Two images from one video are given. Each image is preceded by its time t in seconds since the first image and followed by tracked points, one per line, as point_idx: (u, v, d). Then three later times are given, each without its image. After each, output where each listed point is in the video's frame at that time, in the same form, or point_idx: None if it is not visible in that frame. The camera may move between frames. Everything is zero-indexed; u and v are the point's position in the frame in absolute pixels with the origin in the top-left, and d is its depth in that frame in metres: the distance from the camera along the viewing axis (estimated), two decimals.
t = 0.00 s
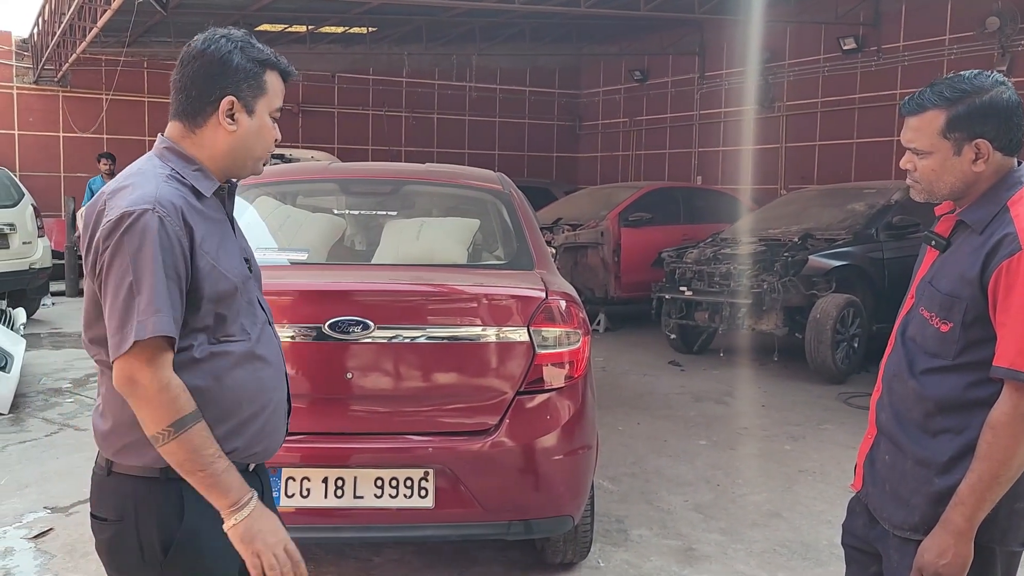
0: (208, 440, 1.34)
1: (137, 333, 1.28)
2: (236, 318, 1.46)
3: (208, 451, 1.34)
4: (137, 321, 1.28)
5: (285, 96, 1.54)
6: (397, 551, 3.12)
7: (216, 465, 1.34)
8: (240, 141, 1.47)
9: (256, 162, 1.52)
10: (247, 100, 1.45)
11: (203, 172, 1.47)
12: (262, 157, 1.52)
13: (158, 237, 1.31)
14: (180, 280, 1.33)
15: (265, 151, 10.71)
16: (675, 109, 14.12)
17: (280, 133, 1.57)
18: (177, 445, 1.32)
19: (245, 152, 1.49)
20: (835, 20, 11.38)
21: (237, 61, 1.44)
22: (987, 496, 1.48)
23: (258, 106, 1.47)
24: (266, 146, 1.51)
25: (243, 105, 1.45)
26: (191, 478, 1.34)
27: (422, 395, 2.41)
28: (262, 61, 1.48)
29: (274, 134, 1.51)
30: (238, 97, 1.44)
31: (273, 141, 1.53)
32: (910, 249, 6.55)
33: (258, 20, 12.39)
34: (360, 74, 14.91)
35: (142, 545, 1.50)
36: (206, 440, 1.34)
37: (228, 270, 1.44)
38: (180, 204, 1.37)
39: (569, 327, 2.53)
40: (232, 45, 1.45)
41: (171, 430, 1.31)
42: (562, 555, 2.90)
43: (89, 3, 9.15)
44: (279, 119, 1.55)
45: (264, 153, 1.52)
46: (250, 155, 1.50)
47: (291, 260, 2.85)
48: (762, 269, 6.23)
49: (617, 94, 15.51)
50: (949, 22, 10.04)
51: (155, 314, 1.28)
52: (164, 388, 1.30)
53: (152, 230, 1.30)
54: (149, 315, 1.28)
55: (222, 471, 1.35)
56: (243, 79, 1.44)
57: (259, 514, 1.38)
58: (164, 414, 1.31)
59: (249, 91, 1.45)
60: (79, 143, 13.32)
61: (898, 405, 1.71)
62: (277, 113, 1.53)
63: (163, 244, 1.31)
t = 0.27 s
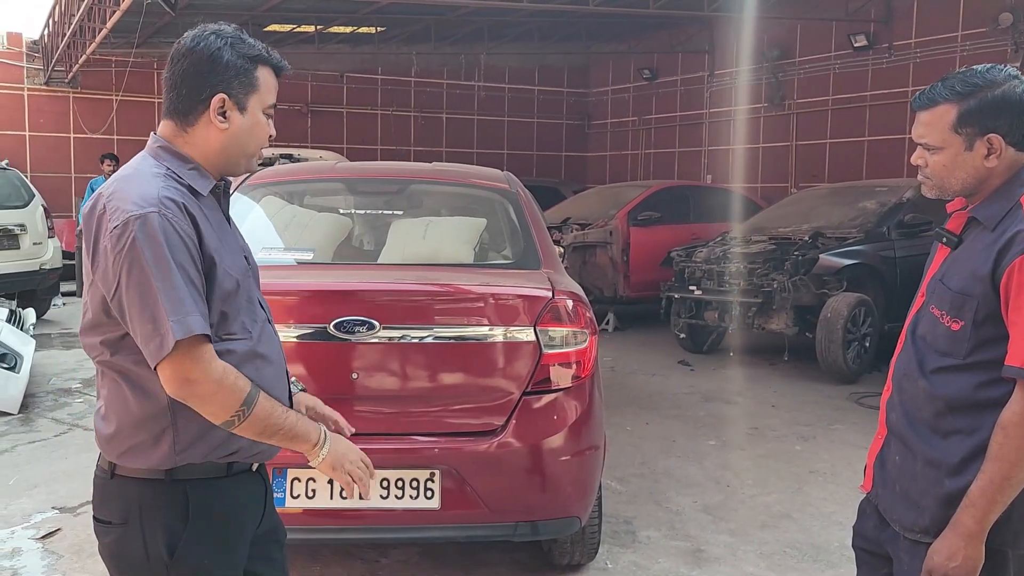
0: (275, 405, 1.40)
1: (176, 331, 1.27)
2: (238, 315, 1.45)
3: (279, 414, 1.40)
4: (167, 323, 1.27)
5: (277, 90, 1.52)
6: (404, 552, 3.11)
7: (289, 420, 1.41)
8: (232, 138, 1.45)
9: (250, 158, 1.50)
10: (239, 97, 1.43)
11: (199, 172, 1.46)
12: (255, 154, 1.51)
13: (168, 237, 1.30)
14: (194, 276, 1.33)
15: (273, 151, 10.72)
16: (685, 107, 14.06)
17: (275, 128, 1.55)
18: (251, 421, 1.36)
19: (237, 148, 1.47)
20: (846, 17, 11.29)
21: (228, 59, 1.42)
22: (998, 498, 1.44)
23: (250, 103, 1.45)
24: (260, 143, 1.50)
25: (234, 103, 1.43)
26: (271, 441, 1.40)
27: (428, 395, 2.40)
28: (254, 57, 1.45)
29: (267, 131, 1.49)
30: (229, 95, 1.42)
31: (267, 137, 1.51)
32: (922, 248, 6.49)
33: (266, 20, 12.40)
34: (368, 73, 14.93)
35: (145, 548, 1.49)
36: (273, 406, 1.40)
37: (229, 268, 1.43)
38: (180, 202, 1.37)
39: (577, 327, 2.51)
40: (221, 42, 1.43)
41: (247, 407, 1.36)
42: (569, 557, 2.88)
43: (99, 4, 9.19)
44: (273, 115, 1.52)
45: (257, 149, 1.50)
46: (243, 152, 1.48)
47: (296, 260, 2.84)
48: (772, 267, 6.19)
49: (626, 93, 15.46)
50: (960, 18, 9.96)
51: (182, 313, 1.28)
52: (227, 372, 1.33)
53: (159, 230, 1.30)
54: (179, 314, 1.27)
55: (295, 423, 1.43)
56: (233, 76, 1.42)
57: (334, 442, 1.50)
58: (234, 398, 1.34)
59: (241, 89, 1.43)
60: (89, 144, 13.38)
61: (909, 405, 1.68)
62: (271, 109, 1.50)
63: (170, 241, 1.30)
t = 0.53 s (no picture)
0: (224, 440, 1.34)
1: (139, 340, 1.26)
2: (227, 319, 1.44)
3: (225, 452, 1.34)
4: (138, 328, 1.26)
5: (268, 87, 1.50)
6: (406, 556, 3.09)
7: (232, 465, 1.35)
8: (223, 136, 1.44)
9: (244, 156, 1.48)
10: (229, 95, 1.42)
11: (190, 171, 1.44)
12: (249, 151, 1.49)
13: (148, 239, 1.28)
14: (171, 282, 1.30)
15: (280, 151, 10.73)
16: (692, 106, 14.01)
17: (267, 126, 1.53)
18: (193, 449, 1.31)
19: (229, 147, 1.45)
20: (855, 14, 11.22)
21: (216, 56, 1.41)
22: (1007, 504, 1.39)
23: (241, 101, 1.44)
24: (252, 139, 1.48)
25: (224, 101, 1.42)
26: (206, 477, 1.34)
27: (429, 397, 2.37)
28: (242, 54, 1.44)
29: (258, 127, 1.47)
30: (219, 93, 1.41)
31: (261, 134, 1.49)
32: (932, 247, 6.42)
33: (274, 20, 12.43)
34: (375, 74, 14.94)
35: (134, 554, 1.47)
36: (220, 441, 1.34)
37: (216, 271, 1.41)
38: (166, 202, 1.35)
39: (578, 328, 2.48)
40: (209, 38, 1.42)
41: (194, 433, 1.31)
42: (572, 560, 2.85)
43: (106, 5, 9.22)
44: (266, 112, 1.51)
45: (250, 147, 1.48)
46: (236, 150, 1.46)
47: (297, 261, 2.81)
48: (780, 267, 6.13)
49: (633, 92, 15.41)
50: (971, 15, 9.88)
51: (153, 320, 1.25)
52: (184, 392, 1.30)
53: (138, 234, 1.27)
54: (147, 323, 1.25)
55: (238, 470, 1.36)
56: (222, 74, 1.41)
57: (271, 511, 1.40)
58: (183, 419, 1.30)
59: (230, 86, 1.42)
60: (97, 145, 13.42)
61: (915, 409, 1.64)
62: (263, 106, 1.49)
63: (150, 246, 1.28)
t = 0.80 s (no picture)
0: (105, 472, 1.30)
1: (65, 342, 1.25)
2: (205, 326, 1.45)
3: (101, 482, 1.29)
4: (64, 330, 1.25)
5: (240, 80, 1.51)
6: (400, 561, 3.06)
7: (101, 500, 1.29)
8: (196, 134, 1.46)
9: (224, 152, 1.50)
10: (195, 92, 1.44)
11: (169, 174, 1.47)
12: (228, 147, 1.50)
13: (111, 245, 1.29)
14: (130, 287, 1.30)
15: (281, 152, 10.72)
16: (696, 107, 13.96)
17: (247, 119, 1.54)
18: (72, 466, 1.27)
19: (204, 144, 1.47)
20: (858, 14, 11.16)
21: (180, 54, 1.43)
22: (1001, 516, 1.35)
23: (209, 97, 1.45)
24: (228, 135, 1.49)
25: (192, 100, 1.44)
26: (73, 503, 1.29)
27: (419, 402, 2.34)
28: (209, 50, 1.46)
29: (232, 122, 1.48)
30: (185, 92, 1.43)
31: (238, 129, 1.51)
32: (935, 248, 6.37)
33: (275, 22, 12.43)
34: (378, 75, 14.93)
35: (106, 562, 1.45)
36: (102, 467, 1.29)
37: (192, 278, 1.43)
38: (139, 209, 1.36)
39: (570, 331, 2.45)
40: (171, 36, 1.44)
41: (74, 451, 1.27)
42: (567, 566, 2.82)
43: (107, 7, 9.23)
44: (243, 106, 1.52)
45: (228, 143, 1.50)
46: (211, 147, 1.48)
47: (287, 264, 2.79)
48: (782, 269, 6.08)
49: (636, 93, 15.35)
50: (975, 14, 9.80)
51: (78, 326, 1.25)
52: (84, 406, 1.27)
53: (102, 236, 1.28)
54: (81, 326, 1.25)
55: (105, 508, 1.30)
56: (187, 72, 1.43)
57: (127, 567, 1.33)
58: (74, 434, 1.27)
59: (196, 83, 1.44)
60: (100, 146, 13.44)
61: (906, 416, 1.60)
62: (237, 100, 1.50)
63: (113, 251, 1.29)
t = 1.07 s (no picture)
0: (89, 473, 1.30)
1: (32, 349, 1.25)
2: (174, 332, 1.46)
3: (86, 485, 1.30)
4: (29, 337, 1.26)
5: (209, 83, 1.51)
6: (388, 565, 3.05)
7: (91, 501, 1.31)
8: (164, 139, 1.46)
9: (193, 157, 1.50)
10: (161, 97, 1.44)
11: (137, 179, 1.48)
12: (198, 151, 1.50)
13: (75, 252, 1.29)
14: (95, 294, 1.31)
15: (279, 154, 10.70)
16: (695, 107, 13.93)
17: (218, 122, 1.54)
18: (55, 474, 1.28)
19: (174, 149, 1.48)
20: (857, 14, 11.14)
21: (146, 58, 1.43)
22: (974, 524, 1.35)
23: (176, 101, 1.45)
24: (197, 139, 1.49)
25: (158, 104, 1.44)
26: (64, 508, 1.30)
27: (405, 406, 2.33)
28: (175, 53, 1.46)
29: (201, 126, 1.48)
30: (151, 96, 1.43)
31: (207, 133, 1.51)
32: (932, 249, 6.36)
33: (273, 22, 12.43)
34: (376, 75, 14.92)
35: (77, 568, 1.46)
36: (86, 470, 1.30)
37: (160, 283, 1.44)
38: (105, 215, 1.37)
39: (556, 335, 2.44)
40: (136, 39, 1.44)
41: (54, 458, 1.27)
42: (556, 571, 2.81)
43: (103, 7, 9.26)
44: (212, 109, 1.52)
45: (197, 147, 1.49)
46: (181, 151, 1.48)
47: (273, 267, 2.77)
48: (778, 270, 6.06)
49: (635, 93, 15.33)
50: (974, 14, 9.78)
51: (45, 332, 1.25)
52: (55, 414, 1.26)
53: (65, 241, 1.28)
54: (45, 334, 1.25)
55: (97, 509, 1.32)
56: (153, 77, 1.43)
57: (126, 559, 1.36)
58: (51, 442, 1.27)
59: (162, 87, 1.44)
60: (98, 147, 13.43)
61: (883, 423, 1.59)
62: (206, 103, 1.50)
63: (77, 257, 1.29)
